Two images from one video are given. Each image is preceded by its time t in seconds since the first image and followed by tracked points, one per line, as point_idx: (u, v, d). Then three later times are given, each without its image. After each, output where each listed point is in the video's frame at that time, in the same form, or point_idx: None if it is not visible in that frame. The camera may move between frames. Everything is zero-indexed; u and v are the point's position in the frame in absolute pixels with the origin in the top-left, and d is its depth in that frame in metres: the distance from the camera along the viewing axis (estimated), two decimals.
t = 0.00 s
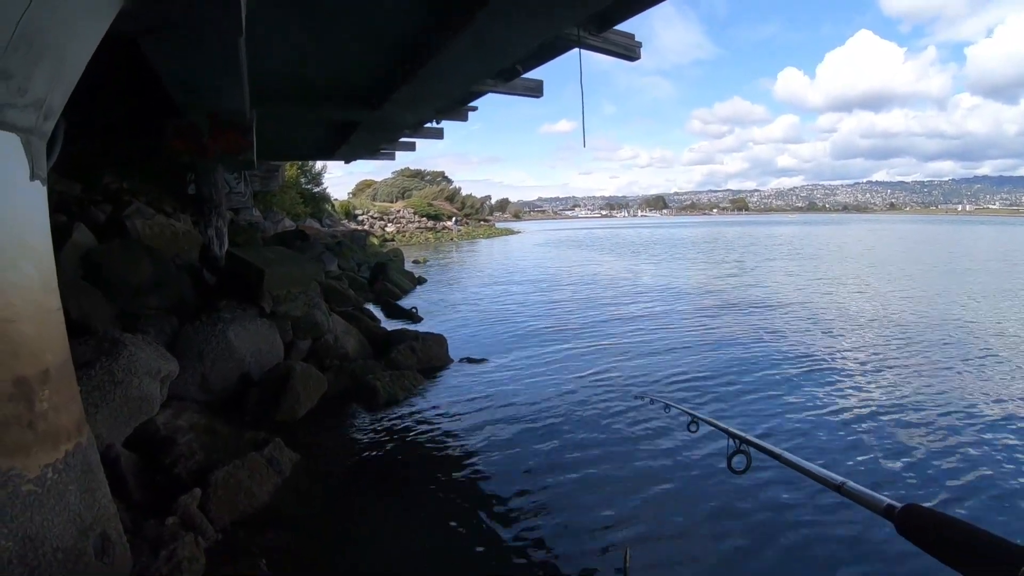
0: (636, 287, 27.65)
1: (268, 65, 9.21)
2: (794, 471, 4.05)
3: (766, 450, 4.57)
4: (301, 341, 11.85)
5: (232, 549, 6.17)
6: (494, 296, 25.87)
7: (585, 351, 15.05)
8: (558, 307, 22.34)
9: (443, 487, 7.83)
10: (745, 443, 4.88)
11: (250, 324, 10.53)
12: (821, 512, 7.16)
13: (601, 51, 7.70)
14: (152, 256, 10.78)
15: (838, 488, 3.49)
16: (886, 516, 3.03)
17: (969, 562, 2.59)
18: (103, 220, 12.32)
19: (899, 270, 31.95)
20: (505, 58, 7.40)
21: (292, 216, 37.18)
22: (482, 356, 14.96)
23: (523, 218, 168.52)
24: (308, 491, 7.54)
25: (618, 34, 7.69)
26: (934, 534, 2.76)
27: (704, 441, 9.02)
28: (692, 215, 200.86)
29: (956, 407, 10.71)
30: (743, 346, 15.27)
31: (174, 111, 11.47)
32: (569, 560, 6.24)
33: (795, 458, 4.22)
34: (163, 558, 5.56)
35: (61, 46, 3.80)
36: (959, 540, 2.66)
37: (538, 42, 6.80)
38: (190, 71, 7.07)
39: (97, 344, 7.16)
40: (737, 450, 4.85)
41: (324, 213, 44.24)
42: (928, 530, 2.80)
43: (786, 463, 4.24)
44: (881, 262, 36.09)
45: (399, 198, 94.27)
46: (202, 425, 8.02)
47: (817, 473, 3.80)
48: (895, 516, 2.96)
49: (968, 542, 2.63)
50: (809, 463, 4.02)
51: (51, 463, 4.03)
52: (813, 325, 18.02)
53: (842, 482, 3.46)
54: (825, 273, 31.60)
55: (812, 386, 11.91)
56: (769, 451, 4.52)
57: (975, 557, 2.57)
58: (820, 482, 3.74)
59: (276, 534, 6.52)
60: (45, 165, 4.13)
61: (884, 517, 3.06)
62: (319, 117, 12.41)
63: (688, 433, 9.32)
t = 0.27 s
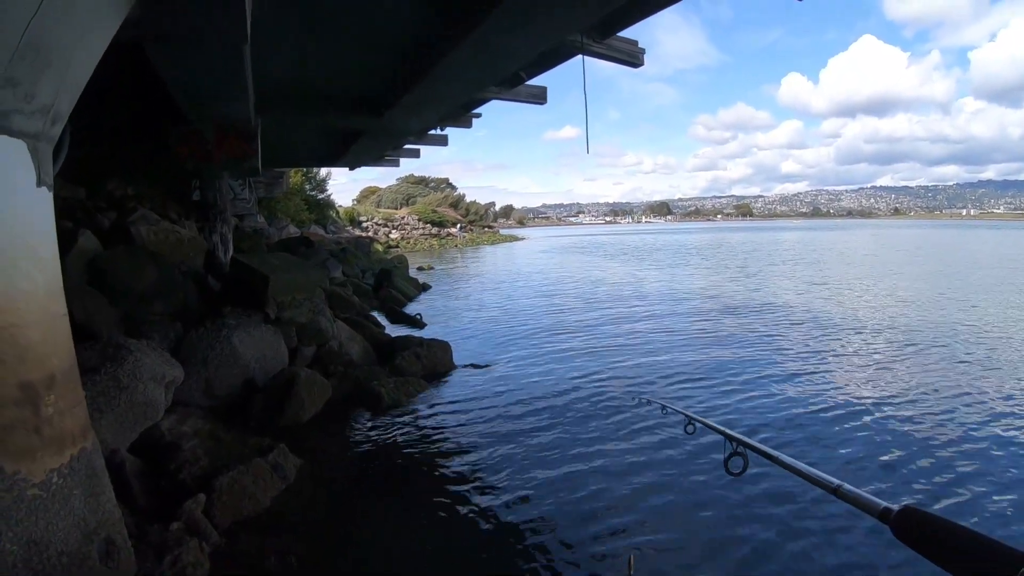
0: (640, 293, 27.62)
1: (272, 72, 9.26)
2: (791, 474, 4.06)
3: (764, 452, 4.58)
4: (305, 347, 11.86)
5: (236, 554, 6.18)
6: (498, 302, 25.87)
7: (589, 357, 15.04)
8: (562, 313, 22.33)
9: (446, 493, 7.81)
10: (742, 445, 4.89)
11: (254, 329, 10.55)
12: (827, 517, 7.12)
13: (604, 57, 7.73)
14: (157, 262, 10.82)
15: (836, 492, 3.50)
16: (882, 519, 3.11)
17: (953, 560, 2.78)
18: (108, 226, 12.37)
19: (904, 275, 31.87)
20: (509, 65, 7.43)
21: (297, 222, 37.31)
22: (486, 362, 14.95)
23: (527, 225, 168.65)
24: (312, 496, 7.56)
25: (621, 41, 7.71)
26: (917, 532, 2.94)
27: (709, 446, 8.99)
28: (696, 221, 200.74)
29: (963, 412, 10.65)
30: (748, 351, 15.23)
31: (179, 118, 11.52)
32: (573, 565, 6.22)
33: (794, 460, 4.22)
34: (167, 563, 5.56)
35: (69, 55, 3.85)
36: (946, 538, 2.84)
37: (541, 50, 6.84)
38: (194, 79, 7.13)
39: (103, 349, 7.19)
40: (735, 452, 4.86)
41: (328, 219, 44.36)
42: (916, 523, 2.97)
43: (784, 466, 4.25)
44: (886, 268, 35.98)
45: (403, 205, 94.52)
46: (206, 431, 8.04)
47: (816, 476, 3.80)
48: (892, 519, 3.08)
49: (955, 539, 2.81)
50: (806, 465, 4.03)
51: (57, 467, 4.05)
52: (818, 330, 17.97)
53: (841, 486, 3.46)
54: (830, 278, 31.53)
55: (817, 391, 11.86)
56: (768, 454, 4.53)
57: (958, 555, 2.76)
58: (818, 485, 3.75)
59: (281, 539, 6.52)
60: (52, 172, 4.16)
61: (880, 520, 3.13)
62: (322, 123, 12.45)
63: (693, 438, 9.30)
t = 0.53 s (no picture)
0: (644, 297, 27.62)
1: (276, 78, 9.30)
2: (799, 483, 4.04)
3: (769, 460, 4.57)
4: (308, 352, 11.87)
5: (238, 558, 6.19)
6: (501, 307, 25.88)
7: (592, 362, 15.04)
8: (565, 318, 22.33)
9: (449, 498, 7.80)
10: (749, 455, 4.88)
11: (258, 334, 10.57)
12: (831, 522, 7.09)
13: (606, 62, 7.75)
14: (161, 267, 10.86)
15: (843, 501, 3.49)
16: (891, 528, 3.04)
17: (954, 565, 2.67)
18: (113, 231, 12.41)
19: (908, 279, 31.79)
20: (511, 70, 7.46)
21: (300, 227, 37.41)
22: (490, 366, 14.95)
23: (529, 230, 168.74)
24: (315, 500, 7.56)
25: (623, 46, 7.74)
26: (920, 537, 2.85)
27: (712, 450, 8.98)
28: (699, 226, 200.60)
29: (968, 416, 10.59)
30: (752, 356, 15.19)
31: (183, 124, 11.57)
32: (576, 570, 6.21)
33: (799, 469, 4.21)
34: (170, 567, 5.57)
35: (75, 60, 3.89)
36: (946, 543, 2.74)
37: (543, 55, 6.87)
38: (198, 85, 7.18)
39: (106, 354, 7.21)
40: (741, 461, 4.85)
41: (332, 225, 44.47)
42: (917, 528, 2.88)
43: (790, 475, 4.25)
44: (890, 271, 35.87)
45: (406, 210, 94.69)
46: (210, 435, 8.05)
47: (822, 485, 3.80)
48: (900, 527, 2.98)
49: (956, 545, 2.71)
50: (813, 475, 4.03)
51: (60, 470, 4.06)
52: (822, 334, 17.94)
53: (847, 495, 3.45)
54: (833, 282, 31.47)
55: (821, 395, 11.82)
56: (773, 463, 4.53)
57: (960, 560, 2.65)
58: (826, 494, 3.73)
59: (284, 544, 6.52)
60: (57, 177, 4.19)
61: (888, 529, 3.06)
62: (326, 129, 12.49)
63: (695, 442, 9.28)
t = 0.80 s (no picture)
0: (645, 299, 27.63)
1: (276, 80, 9.32)
2: (805, 489, 4.02)
3: (775, 467, 4.55)
4: (309, 354, 11.88)
5: (239, 559, 6.19)
6: (502, 308, 25.90)
7: (593, 363, 15.05)
8: (566, 319, 22.34)
9: (450, 500, 7.80)
10: (755, 461, 4.86)
11: (259, 336, 10.58)
12: (834, 525, 7.07)
13: (606, 63, 7.76)
14: (162, 270, 10.87)
15: (849, 507, 3.48)
16: (897, 535, 3.02)
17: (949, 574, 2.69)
18: (114, 234, 12.43)
19: (909, 280, 31.78)
20: (512, 72, 7.47)
21: (301, 230, 37.45)
22: (490, 368, 14.96)
23: (530, 231, 168.72)
24: (316, 503, 7.55)
25: (623, 47, 7.75)
26: (927, 544, 2.84)
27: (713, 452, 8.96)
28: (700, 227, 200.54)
29: (970, 417, 10.58)
30: (753, 357, 15.17)
31: (184, 126, 11.59)
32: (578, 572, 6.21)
33: (807, 476, 4.18)
34: (170, 568, 5.58)
35: (76, 61, 3.91)
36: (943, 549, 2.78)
37: (544, 57, 6.88)
38: (199, 88, 7.19)
39: (108, 356, 7.23)
40: (747, 467, 4.82)
41: (333, 227, 44.52)
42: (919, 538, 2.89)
43: (796, 481, 4.22)
44: (891, 272, 35.86)
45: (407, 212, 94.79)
46: (211, 437, 8.06)
47: (828, 492, 3.79)
48: (907, 534, 2.97)
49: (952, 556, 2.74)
50: (819, 482, 4.01)
51: (61, 471, 4.07)
52: (823, 335, 17.94)
53: (853, 501, 3.44)
54: (835, 283, 31.47)
55: (823, 397, 11.80)
56: (778, 470, 4.50)
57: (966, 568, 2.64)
58: (832, 500, 3.72)
59: (284, 545, 6.52)
60: (57, 178, 4.21)
61: (894, 536, 3.05)
62: (327, 131, 12.50)
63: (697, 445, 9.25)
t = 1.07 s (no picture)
0: (644, 298, 27.65)
1: (275, 81, 9.32)
2: (809, 492, 4.02)
3: (779, 469, 4.53)
4: (309, 354, 11.87)
5: (239, 560, 6.19)
6: (501, 308, 25.90)
7: (592, 363, 15.07)
8: (565, 319, 22.35)
9: (450, 500, 7.81)
10: (759, 464, 4.84)
11: (258, 337, 10.58)
12: (834, 524, 7.07)
13: (605, 63, 7.77)
14: (161, 271, 10.87)
15: (853, 510, 3.48)
16: (902, 538, 3.03)
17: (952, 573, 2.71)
18: (113, 235, 12.42)
19: (908, 278, 31.82)
20: (513, 73, 7.48)
21: (300, 230, 37.43)
22: (490, 368, 14.97)
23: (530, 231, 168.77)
24: (316, 504, 7.55)
25: (622, 47, 7.76)
26: (931, 547, 2.85)
27: (713, 451, 8.96)
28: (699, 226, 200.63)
29: (969, 416, 10.60)
30: (753, 356, 15.18)
31: (183, 127, 11.58)
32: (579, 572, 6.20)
33: (811, 479, 4.18)
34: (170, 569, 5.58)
35: (75, 61, 3.92)
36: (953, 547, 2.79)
37: (543, 57, 6.88)
38: (197, 89, 7.19)
39: (106, 358, 7.23)
40: (751, 469, 4.81)
41: (332, 227, 44.50)
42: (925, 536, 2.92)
43: (802, 485, 4.21)
44: (890, 271, 35.91)
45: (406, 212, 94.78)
46: (210, 438, 8.06)
47: (833, 495, 3.78)
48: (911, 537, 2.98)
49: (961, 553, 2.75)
50: (825, 485, 4.00)
51: (60, 473, 4.07)
52: (822, 334, 17.96)
53: (857, 504, 3.45)
54: (833, 282, 31.50)
55: (823, 396, 11.80)
56: (784, 472, 4.49)
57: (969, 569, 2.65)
58: (836, 503, 3.72)
59: (284, 546, 6.52)
60: (54, 180, 4.21)
61: (898, 539, 3.06)
62: (326, 132, 12.49)
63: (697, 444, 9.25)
